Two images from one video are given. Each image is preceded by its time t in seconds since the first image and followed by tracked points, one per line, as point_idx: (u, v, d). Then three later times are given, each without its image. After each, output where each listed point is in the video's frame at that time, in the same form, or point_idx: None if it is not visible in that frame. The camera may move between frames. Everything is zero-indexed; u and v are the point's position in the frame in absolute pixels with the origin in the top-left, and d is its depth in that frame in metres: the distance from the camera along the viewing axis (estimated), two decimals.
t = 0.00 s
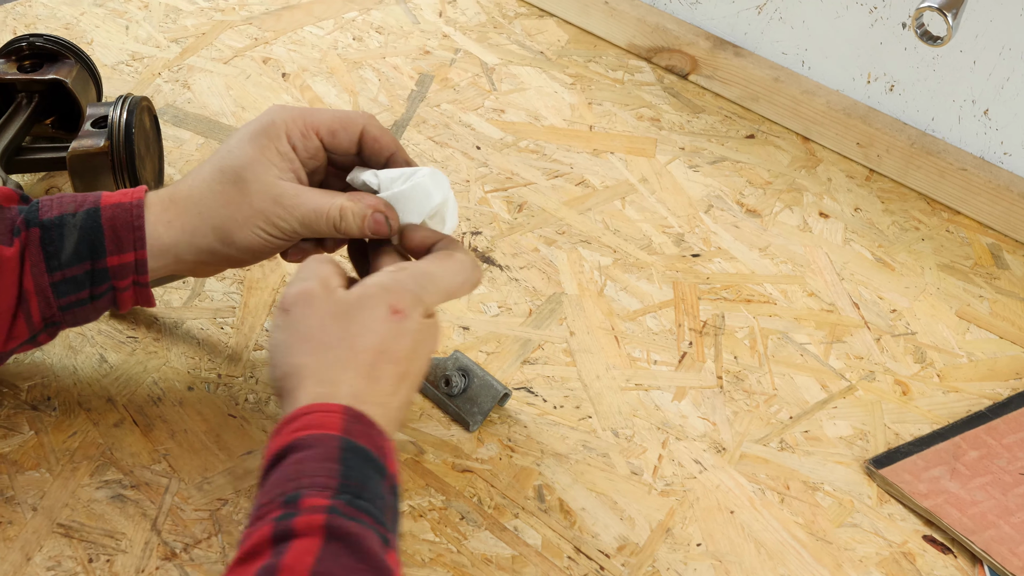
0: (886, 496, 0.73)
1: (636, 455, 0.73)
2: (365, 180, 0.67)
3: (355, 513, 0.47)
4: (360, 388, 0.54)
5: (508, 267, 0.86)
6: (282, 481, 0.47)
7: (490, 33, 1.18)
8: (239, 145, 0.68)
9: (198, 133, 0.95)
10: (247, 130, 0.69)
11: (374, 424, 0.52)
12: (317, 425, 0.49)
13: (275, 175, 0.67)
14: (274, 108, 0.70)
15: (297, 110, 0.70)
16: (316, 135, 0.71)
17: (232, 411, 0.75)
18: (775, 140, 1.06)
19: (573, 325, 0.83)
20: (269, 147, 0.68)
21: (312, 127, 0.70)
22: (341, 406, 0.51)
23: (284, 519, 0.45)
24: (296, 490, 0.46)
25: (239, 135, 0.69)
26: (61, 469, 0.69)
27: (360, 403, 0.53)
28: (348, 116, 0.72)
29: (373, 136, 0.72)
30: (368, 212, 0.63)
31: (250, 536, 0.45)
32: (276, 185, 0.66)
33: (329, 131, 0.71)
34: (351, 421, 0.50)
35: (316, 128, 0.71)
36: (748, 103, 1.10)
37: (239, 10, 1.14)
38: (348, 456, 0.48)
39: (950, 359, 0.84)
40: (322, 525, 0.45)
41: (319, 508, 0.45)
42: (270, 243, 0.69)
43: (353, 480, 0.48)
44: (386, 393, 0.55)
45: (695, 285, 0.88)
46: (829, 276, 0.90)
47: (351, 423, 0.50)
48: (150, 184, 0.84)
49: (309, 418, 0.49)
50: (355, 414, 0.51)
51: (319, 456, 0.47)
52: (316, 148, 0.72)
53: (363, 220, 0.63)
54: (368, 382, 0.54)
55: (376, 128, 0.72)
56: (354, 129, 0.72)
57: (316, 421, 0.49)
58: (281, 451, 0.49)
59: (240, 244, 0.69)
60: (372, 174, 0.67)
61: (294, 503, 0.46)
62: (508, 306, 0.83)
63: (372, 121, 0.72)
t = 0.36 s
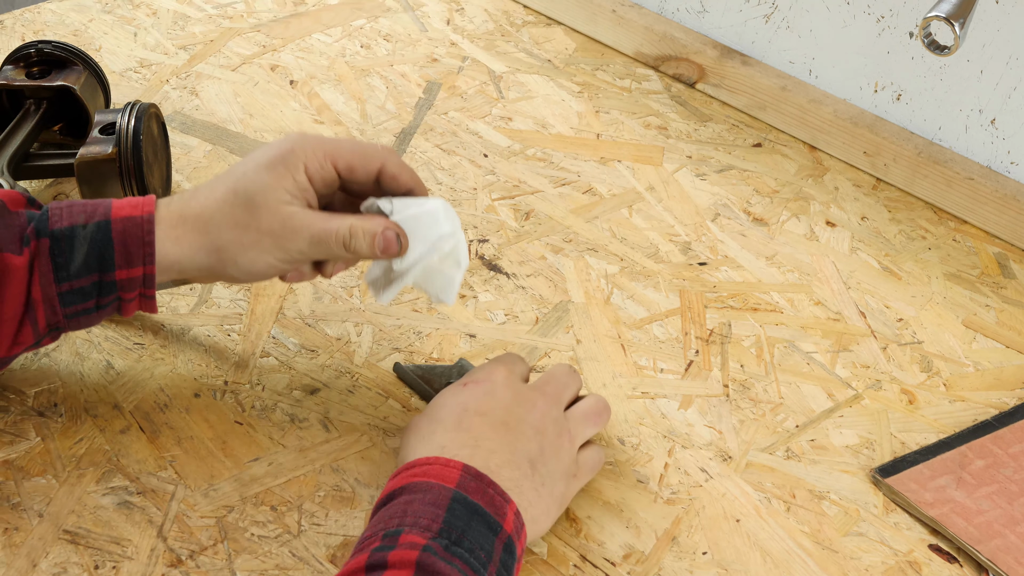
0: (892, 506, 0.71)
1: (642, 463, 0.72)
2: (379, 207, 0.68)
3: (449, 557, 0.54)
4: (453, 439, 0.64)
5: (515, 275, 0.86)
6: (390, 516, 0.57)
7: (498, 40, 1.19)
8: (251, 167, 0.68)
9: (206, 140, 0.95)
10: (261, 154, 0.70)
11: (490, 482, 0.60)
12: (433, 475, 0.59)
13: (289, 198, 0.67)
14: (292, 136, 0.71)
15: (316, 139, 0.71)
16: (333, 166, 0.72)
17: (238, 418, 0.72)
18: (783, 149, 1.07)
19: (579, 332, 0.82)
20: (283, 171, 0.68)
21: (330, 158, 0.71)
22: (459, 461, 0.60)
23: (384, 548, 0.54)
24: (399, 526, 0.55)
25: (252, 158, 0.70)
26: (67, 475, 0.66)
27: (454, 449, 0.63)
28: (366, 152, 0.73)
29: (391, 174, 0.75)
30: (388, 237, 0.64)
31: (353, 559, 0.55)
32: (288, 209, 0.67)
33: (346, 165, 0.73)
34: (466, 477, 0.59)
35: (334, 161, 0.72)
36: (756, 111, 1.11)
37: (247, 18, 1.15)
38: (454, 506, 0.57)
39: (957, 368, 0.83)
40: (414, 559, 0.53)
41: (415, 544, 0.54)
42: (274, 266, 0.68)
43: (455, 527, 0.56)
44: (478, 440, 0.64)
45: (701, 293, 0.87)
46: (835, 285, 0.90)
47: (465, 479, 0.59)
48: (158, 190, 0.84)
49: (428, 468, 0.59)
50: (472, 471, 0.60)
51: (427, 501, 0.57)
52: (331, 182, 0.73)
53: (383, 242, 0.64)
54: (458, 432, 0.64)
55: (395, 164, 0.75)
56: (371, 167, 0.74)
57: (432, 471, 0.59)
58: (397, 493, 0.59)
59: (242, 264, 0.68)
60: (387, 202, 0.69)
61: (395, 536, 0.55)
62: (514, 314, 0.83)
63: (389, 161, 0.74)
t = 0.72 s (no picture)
0: (894, 510, 0.71)
1: (643, 467, 0.72)
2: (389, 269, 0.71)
3: (465, 568, 0.51)
4: (490, 439, 0.59)
5: (517, 279, 0.86)
6: (406, 521, 0.54)
7: (500, 44, 1.19)
8: (269, 211, 0.69)
9: (207, 143, 0.95)
10: (280, 197, 0.70)
11: (508, 491, 0.56)
12: (450, 479, 0.55)
13: (302, 249, 0.69)
14: (313, 183, 0.71)
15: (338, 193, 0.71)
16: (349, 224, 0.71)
17: (239, 421, 0.72)
18: (784, 153, 1.07)
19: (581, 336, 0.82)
20: (300, 222, 0.69)
21: (349, 214, 0.71)
22: (477, 465, 0.56)
23: (400, 556, 0.51)
24: (416, 532, 0.52)
25: (270, 199, 0.70)
26: (68, 479, 0.66)
27: (488, 451, 0.58)
28: (385, 212, 0.73)
29: (405, 241, 0.74)
30: (402, 307, 0.67)
31: (366, 565, 0.52)
32: (299, 261, 0.68)
33: (362, 225, 0.72)
34: (485, 485, 0.55)
35: (352, 218, 0.72)
36: (757, 115, 1.11)
37: (249, 21, 1.15)
38: (472, 515, 0.54)
39: (958, 372, 0.83)
40: (430, 570, 0.50)
41: (431, 553, 0.51)
42: (281, 312, 0.71)
43: (471, 537, 0.53)
44: (520, 449, 0.59)
45: (703, 297, 0.87)
46: (837, 289, 0.90)
47: (484, 486, 0.55)
48: (160, 196, 0.84)
49: (446, 472, 0.56)
50: (492, 479, 0.56)
51: (445, 507, 0.54)
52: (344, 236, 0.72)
53: (395, 307, 0.67)
54: (500, 434, 0.59)
55: (410, 233, 0.74)
56: (385, 233, 0.73)
57: (450, 475, 0.55)
58: (413, 496, 0.55)
59: (250, 306, 0.70)
60: (400, 263, 0.71)
61: (411, 543, 0.52)
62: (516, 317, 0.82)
63: (405, 228, 0.74)
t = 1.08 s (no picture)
0: (895, 514, 0.71)
1: (644, 471, 0.72)
2: (390, 287, 0.70)
3: (417, 557, 0.50)
4: (441, 432, 0.56)
5: (517, 282, 0.86)
6: (355, 517, 0.52)
7: (501, 47, 1.19)
8: (271, 225, 0.69)
9: (207, 147, 0.95)
10: (282, 211, 0.70)
11: (455, 476, 0.54)
12: (396, 471, 0.53)
13: (303, 264, 0.68)
14: (316, 198, 0.70)
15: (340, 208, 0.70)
16: (350, 240, 0.71)
17: (239, 425, 0.71)
18: (784, 156, 1.07)
19: (581, 340, 0.82)
20: (302, 237, 0.69)
21: (350, 230, 0.71)
22: (423, 454, 0.54)
23: (350, 552, 0.50)
24: (365, 527, 0.51)
25: (273, 213, 0.70)
26: (67, 483, 0.66)
27: (438, 445, 0.56)
28: (386, 230, 0.73)
29: (405, 259, 0.74)
30: (401, 323, 0.67)
31: (319, 565, 0.50)
32: (299, 276, 0.68)
33: (364, 242, 0.72)
34: (432, 472, 0.54)
35: (353, 234, 0.71)
36: (758, 118, 1.11)
37: (250, 24, 1.15)
38: (420, 503, 0.52)
39: (959, 376, 0.83)
40: (382, 563, 0.49)
41: (382, 546, 0.50)
42: (280, 326, 0.70)
43: (421, 526, 0.51)
44: (471, 444, 0.56)
45: (703, 301, 0.87)
46: (838, 292, 0.90)
47: (430, 474, 0.54)
48: (160, 199, 0.84)
49: (390, 464, 0.54)
50: (439, 465, 0.54)
51: (392, 499, 0.52)
52: (345, 253, 0.72)
53: (393, 323, 0.67)
54: (451, 429, 0.56)
55: (410, 250, 0.74)
56: (386, 251, 0.73)
57: (396, 466, 0.54)
58: (361, 490, 0.54)
59: (249, 319, 0.70)
60: (401, 282, 0.71)
61: (361, 538, 0.51)
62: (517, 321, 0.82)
63: (405, 248, 0.74)
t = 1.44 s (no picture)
0: (896, 517, 0.71)
1: (644, 474, 0.71)
2: (386, 298, 0.70)
3: None
4: (478, 453, 0.55)
5: (518, 284, 0.86)
6: (402, 533, 0.51)
7: (501, 49, 1.18)
8: (268, 234, 0.69)
9: (208, 149, 0.95)
10: (279, 220, 0.70)
11: (503, 500, 0.54)
12: (447, 489, 0.52)
13: (300, 274, 0.68)
14: (312, 206, 0.70)
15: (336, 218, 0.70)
16: (346, 250, 0.71)
17: (240, 428, 0.71)
18: (785, 158, 1.06)
19: (582, 343, 0.81)
20: (299, 246, 0.68)
21: (346, 239, 0.71)
22: (472, 475, 0.54)
23: (399, 571, 0.49)
24: (414, 546, 0.50)
25: (269, 222, 0.70)
26: (67, 487, 0.66)
27: (477, 466, 0.55)
28: (381, 240, 0.73)
29: (401, 271, 0.73)
30: (396, 335, 0.67)
31: None
32: (295, 286, 0.68)
33: (359, 252, 0.72)
34: (480, 494, 0.53)
35: (349, 244, 0.71)
36: (759, 121, 1.11)
37: (250, 26, 1.15)
38: (470, 527, 0.51)
39: (960, 379, 0.83)
40: None
41: (432, 568, 0.49)
42: (278, 336, 0.70)
43: (469, 551, 0.51)
44: (507, 459, 0.56)
45: (704, 303, 0.87)
46: (839, 295, 0.90)
47: (480, 496, 0.53)
48: (160, 202, 0.84)
49: (442, 481, 0.53)
50: (486, 487, 0.54)
51: (443, 520, 0.51)
52: (341, 263, 0.72)
53: (387, 335, 0.67)
54: (485, 448, 0.55)
55: (406, 262, 0.74)
56: (381, 262, 0.73)
57: (447, 484, 0.53)
58: (407, 504, 0.53)
59: (246, 330, 0.70)
60: (397, 293, 0.70)
61: (409, 557, 0.50)
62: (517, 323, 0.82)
63: (400, 258, 0.73)
